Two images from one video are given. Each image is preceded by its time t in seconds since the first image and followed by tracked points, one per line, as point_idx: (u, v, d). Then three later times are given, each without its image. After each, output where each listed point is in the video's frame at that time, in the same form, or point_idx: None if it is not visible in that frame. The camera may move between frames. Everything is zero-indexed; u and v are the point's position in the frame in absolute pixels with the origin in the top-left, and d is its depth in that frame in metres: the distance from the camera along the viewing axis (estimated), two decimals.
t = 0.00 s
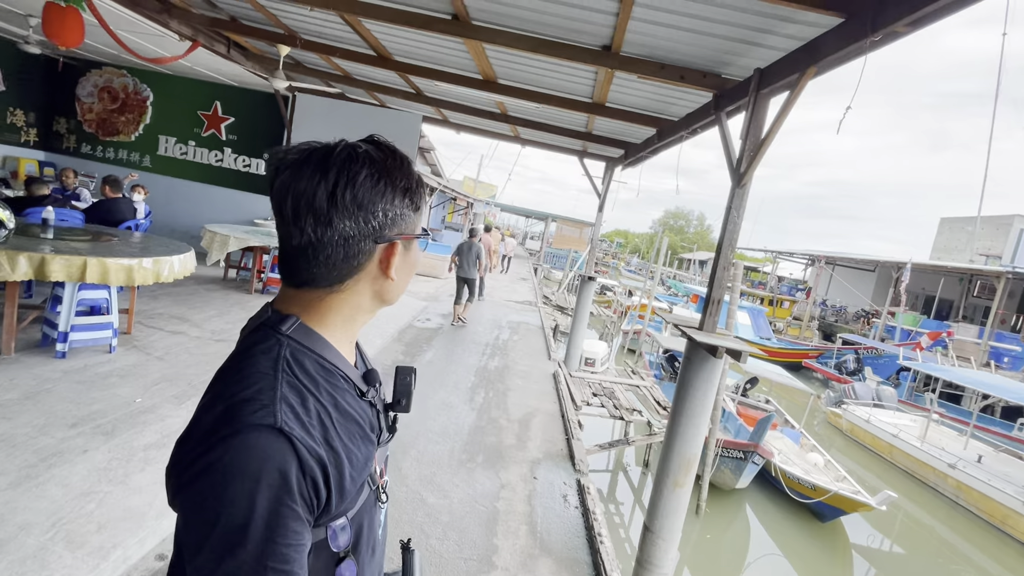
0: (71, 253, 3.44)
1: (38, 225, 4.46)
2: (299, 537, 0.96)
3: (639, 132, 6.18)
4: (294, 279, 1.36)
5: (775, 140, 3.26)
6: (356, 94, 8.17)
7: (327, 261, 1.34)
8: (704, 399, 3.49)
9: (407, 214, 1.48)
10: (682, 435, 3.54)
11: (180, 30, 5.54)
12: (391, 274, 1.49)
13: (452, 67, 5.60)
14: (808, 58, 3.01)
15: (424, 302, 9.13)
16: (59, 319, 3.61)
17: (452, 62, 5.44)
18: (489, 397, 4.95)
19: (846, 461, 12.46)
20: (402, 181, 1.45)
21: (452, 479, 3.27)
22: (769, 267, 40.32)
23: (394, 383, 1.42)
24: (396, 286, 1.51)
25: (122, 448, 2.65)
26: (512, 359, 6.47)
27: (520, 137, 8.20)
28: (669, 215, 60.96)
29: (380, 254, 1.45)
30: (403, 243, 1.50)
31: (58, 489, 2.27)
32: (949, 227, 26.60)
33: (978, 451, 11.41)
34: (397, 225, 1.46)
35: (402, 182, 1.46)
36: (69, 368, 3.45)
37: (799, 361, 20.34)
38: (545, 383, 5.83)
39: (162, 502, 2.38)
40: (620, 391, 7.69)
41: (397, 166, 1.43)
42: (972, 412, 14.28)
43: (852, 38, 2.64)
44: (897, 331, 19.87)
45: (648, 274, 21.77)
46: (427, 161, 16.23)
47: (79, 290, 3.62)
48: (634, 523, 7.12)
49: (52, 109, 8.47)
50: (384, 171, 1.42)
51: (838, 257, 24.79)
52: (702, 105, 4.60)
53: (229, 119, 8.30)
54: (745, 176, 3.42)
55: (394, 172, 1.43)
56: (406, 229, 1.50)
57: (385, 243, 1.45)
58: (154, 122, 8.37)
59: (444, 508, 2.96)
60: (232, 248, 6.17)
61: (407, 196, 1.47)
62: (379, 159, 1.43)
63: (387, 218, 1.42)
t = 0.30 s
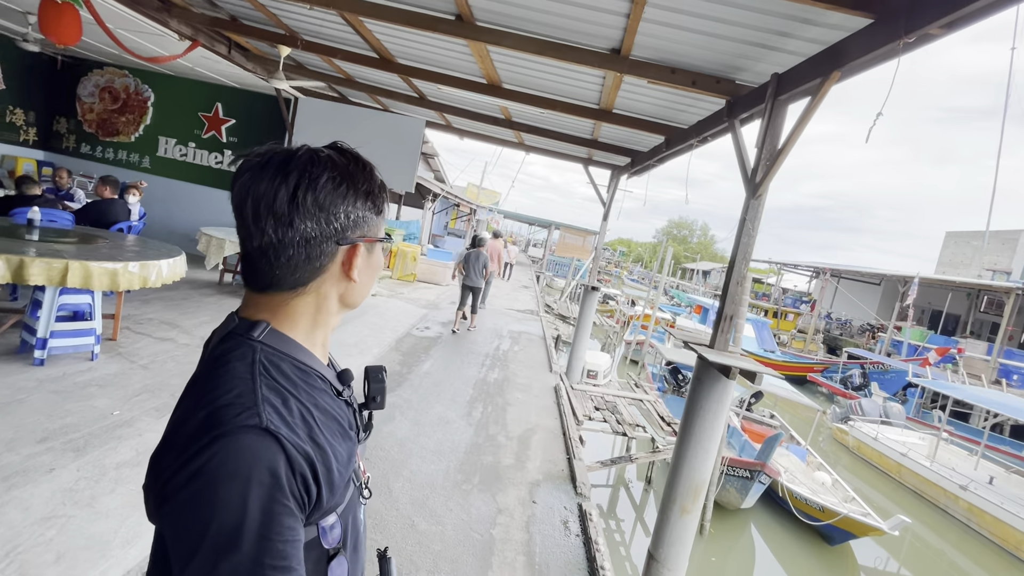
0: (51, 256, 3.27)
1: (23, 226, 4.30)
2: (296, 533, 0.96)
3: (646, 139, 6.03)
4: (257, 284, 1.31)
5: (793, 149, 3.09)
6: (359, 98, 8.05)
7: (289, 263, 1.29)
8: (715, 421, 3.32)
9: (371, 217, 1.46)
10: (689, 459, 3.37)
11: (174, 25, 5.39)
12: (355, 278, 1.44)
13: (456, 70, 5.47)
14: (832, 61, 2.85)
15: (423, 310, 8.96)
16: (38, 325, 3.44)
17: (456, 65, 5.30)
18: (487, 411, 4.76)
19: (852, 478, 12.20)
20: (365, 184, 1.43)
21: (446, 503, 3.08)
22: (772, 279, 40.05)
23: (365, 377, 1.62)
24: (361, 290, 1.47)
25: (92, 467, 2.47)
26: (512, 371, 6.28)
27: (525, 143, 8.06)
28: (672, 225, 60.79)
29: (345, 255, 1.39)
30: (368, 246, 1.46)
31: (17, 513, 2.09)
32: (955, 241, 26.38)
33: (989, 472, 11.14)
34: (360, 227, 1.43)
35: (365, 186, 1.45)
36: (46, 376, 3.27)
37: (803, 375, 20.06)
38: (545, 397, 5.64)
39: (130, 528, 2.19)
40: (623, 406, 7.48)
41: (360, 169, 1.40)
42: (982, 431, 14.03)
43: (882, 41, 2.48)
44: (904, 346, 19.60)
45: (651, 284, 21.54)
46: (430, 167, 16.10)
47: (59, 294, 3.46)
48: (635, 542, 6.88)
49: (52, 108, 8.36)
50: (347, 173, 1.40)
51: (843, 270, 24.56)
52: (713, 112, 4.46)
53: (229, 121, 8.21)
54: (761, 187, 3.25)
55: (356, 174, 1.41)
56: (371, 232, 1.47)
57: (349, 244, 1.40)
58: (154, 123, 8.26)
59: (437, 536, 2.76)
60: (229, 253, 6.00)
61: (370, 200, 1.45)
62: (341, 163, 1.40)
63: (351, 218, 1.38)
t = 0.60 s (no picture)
0: None
1: None
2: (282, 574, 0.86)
3: (637, 132, 5.85)
4: (203, 302, 1.20)
5: (793, 145, 2.93)
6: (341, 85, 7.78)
7: (234, 282, 1.18)
8: (706, 431, 3.19)
9: (330, 232, 1.32)
10: (679, 470, 3.24)
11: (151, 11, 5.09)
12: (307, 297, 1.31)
13: (440, 57, 5.23)
14: (838, 52, 2.67)
15: (408, 304, 8.75)
16: None
17: (440, 51, 5.06)
18: (471, 413, 4.59)
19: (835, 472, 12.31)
20: (322, 196, 1.30)
21: (425, 516, 2.92)
22: (758, 272, 40.30)
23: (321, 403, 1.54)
24: (315, 310, 1.33)
25: (34, 484, 2.26)
26: (498, 369, 6.12)
27: (513, 134, 7.84)
28: (661, 218, 60.91)
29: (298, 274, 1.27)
30: (324, 264, 1.33)
31: None
32: (938, 237, 26.72)
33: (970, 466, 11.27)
34: (317, 244, 1.29)
35: (322, 197, 1.31)
36: None
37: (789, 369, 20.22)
38: (532, 397, 5.48)
39: (71, 553, 2.00)
40: (610, 403, 7.38)
41: (319, 180, 1.26)
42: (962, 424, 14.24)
43: (894, 30, 2.30)
44: (887, 341, 19.82)
45: (640, 276, 21.49)
46: (416, 157, 15.78)
47: (7, 292, 3.21)
48: (623, 540, 6.81)
49: (15, 91, 7.95)
50: (302, 184, 1.26)
51: (828, 264, 24.75)
52: (707, 105, 4.29)
53: (204, 107, 7.88)
54: (758, 185, 3.08)
55: (312, 186, 1.27)
56: (330, 248, 1.33)
57: (302, 262, 1.27)
58: (124, 107, 7.90)
59: (414, 553, 2.60)
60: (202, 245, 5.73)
61: (329, 213, 1.31)
62: (299, 172, 1.27)
63: (302, 235, 1.25)
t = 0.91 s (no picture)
0: None
1: None
2: None
3: (619, 129, 5.71)
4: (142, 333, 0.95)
5: (779, 143, 2.79)
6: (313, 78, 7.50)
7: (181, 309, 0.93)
8: (690, 440, 3.06)
9: (295, 252, 1.07)
10: (662, 481, 3.11)
11: None
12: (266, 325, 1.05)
13: (414, 49, 5.01)
14: (826, 44, 2.53)
15: (384, 306, 8.49)
16: None
17: (414, 43, 4.84)
18: (446, 421, 4.39)
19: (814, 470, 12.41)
20: (290, 212, 1.05)
21: (393, 536, 2.73)
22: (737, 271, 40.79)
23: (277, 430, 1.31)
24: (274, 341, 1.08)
25: None
26: (476, 373, 5.93)
27: (492, 131, 7.66)
28: (641, 217, 61.34)
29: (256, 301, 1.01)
30: (287, 290, 1.07)
31: None
32: (909, 237, 27.33)
33: (943, 461, 11.43)
34: (284, 267, 1.04)
35: (290, 213, 1.05)
36: None
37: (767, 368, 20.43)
38: (510, 402, 5.31)
39: None
40: (591, 405, 7.26)
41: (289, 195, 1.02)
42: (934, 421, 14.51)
43: (887, 19, 2.16)
44: (862, 339, 20.15)
45: (621, 276, 21.49)
46: (395, 154, 15.46)
47: None
48: (604, 544, 6.69)
49: None
50: (270, 195, 1.01)
51: (805, 264, 25.13)
52: (690, 101, 4.16)
53: (168, 99, 7.52)
54: (743, 184, 2.93)
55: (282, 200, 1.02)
56: (295, 271, 1.07)
57: (265, 287, 1.02)
58: (82, 99, 7.50)
59: None
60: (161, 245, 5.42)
61: (297, 232, 1.07)
62: (266, 184, 1.02)
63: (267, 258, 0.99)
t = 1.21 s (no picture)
0: None
1: None
2: None
3: (600, 133, 5.63)
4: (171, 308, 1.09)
5: (762, 137, 2.70)
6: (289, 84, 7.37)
7: (209, 287, 1.09)
8: (676, 447, 2.93)
9: (313, 236, 1.25)
10: (647, 490, 2.97)
11: None
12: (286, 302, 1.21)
13: (390, 50, 4.89)
14: (809, 32, 2.44)
15: (363, 316, 8.28)
16: None
17: (390, 43, 4.73)
18: (424, 433, 4.22)
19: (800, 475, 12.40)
20: (311, 199, 1.23)
21: (361, 556, 2.55)
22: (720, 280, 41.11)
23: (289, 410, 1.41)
24: (294, 317, 1.24)
25: None
26: (457, 383, 5.74)
27: (472, 136, 7.57)
28: (625, 227, 61.74)
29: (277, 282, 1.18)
30: (306, 268, 1.25)
31: None
32: (886, 244, 27.77)
33: (926, 465, 11.47)
34: (301, 249, 1.22)
35: (311, 199, 1.24)
36: None
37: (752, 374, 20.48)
38: (492, 412, 5.13)
39: None
40: (576, 415, 7.10)
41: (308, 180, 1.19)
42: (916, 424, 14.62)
43: None
44: (843, 344, 20.32)
45: (605, 284, 21.44)
46: (375, 163, 15.25)
47: None
48: (592, 557, 6.50)
49: None
50: (291, 184, 1.19)
51: (786, 271, 25.39)
52: (671, 100, 4.06)
53: (137, 104, 7.29)
54: (726, 179, 2.84)
55: (301, 187, 1.20)
56: (312, 254, 1.26)
57: (285, 267, 1.19)
58: (46, 104, 7.23)
59: None
60: (123, 253, 5.19)
61: (314, 215, 1.24)
62: (286, 171, 1.19)
63: (287, 240, 1.17)
